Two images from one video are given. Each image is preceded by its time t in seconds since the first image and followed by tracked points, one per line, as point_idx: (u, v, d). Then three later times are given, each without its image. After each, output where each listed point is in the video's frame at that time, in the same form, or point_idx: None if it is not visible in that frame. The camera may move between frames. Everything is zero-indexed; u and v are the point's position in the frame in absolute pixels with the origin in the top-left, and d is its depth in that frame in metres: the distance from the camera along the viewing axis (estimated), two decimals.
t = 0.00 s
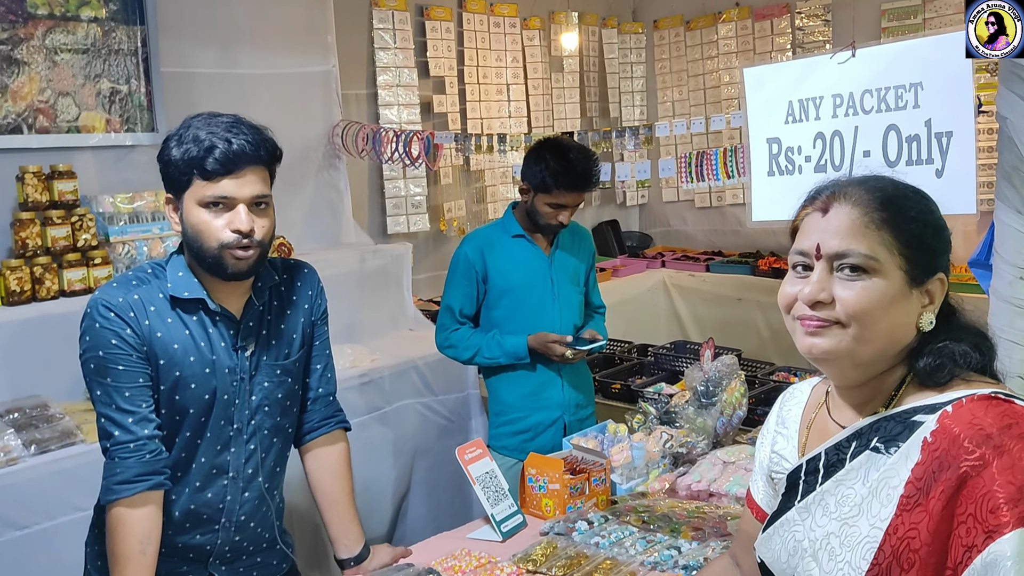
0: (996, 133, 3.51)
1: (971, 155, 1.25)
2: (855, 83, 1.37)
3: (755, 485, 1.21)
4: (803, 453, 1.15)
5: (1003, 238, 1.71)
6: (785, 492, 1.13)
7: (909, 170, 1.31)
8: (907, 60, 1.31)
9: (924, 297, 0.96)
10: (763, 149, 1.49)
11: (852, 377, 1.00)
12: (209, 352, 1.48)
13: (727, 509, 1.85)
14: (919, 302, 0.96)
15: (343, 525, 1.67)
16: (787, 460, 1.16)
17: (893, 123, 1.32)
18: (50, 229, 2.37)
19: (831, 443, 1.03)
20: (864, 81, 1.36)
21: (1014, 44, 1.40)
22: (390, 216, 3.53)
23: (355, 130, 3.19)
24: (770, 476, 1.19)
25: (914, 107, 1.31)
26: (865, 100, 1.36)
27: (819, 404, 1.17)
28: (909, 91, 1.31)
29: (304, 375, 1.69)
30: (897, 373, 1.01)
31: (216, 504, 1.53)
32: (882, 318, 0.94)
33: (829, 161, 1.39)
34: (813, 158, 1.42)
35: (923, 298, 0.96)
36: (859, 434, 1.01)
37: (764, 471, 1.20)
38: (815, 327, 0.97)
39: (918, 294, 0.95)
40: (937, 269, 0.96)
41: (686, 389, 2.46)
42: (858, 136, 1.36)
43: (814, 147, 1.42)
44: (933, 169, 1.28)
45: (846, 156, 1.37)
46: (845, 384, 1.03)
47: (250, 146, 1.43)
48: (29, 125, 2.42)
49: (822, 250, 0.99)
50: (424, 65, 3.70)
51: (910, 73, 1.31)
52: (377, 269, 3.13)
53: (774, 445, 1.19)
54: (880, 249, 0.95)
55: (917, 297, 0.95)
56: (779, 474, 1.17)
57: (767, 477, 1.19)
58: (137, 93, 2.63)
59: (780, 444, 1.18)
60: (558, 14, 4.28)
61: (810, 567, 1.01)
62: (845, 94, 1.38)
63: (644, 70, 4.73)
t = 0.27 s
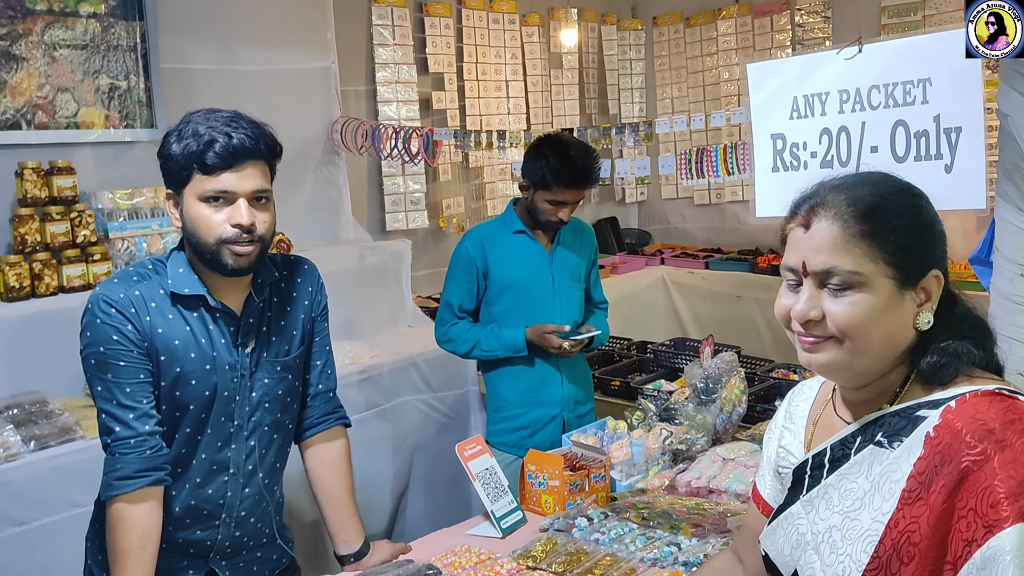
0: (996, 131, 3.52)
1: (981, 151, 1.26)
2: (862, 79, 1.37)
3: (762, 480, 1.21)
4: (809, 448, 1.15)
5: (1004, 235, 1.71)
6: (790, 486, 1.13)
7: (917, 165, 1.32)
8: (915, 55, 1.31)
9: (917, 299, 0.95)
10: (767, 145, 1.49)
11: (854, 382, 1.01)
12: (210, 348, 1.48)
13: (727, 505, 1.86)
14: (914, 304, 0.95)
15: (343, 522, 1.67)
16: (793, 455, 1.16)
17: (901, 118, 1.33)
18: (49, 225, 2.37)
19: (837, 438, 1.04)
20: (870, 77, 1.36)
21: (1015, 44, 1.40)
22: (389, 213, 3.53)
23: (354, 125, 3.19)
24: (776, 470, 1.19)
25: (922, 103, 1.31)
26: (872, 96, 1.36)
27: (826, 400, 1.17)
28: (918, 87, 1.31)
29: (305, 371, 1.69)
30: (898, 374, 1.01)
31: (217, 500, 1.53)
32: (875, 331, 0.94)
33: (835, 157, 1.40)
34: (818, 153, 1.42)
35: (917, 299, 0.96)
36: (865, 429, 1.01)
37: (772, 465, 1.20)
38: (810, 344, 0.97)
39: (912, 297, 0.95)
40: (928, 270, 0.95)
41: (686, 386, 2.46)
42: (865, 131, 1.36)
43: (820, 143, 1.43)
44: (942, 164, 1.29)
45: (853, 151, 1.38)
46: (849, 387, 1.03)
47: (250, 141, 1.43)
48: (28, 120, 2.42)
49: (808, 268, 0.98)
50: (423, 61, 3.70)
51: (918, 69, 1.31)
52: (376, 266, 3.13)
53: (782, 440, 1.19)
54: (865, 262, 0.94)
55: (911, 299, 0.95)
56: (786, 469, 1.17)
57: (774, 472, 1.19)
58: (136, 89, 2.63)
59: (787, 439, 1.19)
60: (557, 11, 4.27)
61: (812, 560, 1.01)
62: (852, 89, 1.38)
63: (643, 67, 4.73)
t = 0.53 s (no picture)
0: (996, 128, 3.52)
1: (993, 144, 1.25)
2: (871, 74, 1.36)
3: (760, 477, 1.21)
4: (806, 445, 1.15)
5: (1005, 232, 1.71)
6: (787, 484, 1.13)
7: (930, 160, 1.31)
8: (925, 50, 1.30)
9: (887, 296, 0.97)
10: (777, 141, 1.49)
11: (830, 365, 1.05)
12: (210, 344, 1.48)
13: (727, 502, 1.86)
14: (880, 299, 0.97)
15: (343, 518, 1.67)
16: (790, 452, 1.16)
17: (912, 113, 1.32)
18: (47, 221, 2.36)
19: (832, 436, 1.03)
20: (880, 72, 1.35)
21: (1019, 45, 1.25)
22: (388, 209, 3.52)
23: (353, 122, 3.19)
24: (773, 467, 1.19)
25: (934, 98, 1.30)
26: (882, 91, 1.35)
27: (824, 398, 1.17)
28: (928, 81, 1.30)
29: (304, 368, 1.69)
30: (880, 368, 1.03)
31: (215, 495, 1.53)
32: (835, 315, 0.99)
33: (846, 153, 1.39)
34: (828, 150, 1.42)
35: (887, 296, 0.97)
36: (859, 428, 1.01)
37: (769, 462, 1.20)
38: (786, 313, 1.04)
39: (878, 291, 0.97)
40: (903, 269, 0.96)
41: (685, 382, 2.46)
42: (875, 127, 1.36)
43: (830, 139, 1.42)
44: (955, 159, 1.29)
45: (864, 147, 1.37)
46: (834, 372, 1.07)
47: (258, 136, 1.42)
48: (27, 116, 2.41)
49: (795, 243, 1.05)
50: (422, 57, 3.69)
51: (928, 64, 1.30)
52: (375, 262, 3.12)
53: (779, 437, 1.19)
54: (834, 243, 0.99)
55: (877, 294, 0.97)
56: (783, 466, 1.17)
57: (771, 469, 1.19)
58: (135, 85, 2.62)
59: (785, 436, 1.19)
60: (556, 7, 4.27)
61: (808, 559, 1.01)
62: (861, 85, 1.37)
63: (643, 63, 4.72)
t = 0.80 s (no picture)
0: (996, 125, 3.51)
1: (1002, 139, 1.27)
2: (879, 70, 1.36)
3: (759, 473, 1.21)
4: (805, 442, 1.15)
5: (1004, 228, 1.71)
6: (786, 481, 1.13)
7: (939, 155, 1.32)
8: (935, 45, 1.30)
9: (869, 304, 0.97)
10: (782, 139, 1.47)
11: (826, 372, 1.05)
12: (211, 341, 1.47)
13: (726, 499, 1.86)
14: (863, 309, 0.97)
15: (342, 514, 1.67)
16: (789, 449, 1.16)
17: (921, 109, 1.32)
18: (46, 217, 2.36)
19: (830, 434, 1.02)
20: (888, 67, 1.35)
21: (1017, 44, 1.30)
22: (386, 206, 3.51)
23: (352, 118, 3.20)
24: (773, 464, 1.19)
25: (942, 93, 1.31)
26: (890, 87, 1.35)
27: (825, 395, 1.16)
28: (936, 77, 1.31)
29: (303, 364, 1.69)
30: (874, 371, 1.03)
31: (212, 491, 1.52)
32: (819, 329, 0.99)
33: (853, 149, 1.39)
34: (835, 146, 1.41)
35: (869, 304, 0.97)
36: (857, 425, 1.00)
37: (769, 459, 1.20)
38: (777, 327, 1.04)
39: (860, 302, 0.96)
40: (879, 277, 0.96)
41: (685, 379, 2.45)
42: (883, 123, 1.36)
43: (837, 135, 1.41)
44: (964, 154, 1.30)
45: (872, 144, 1.37)
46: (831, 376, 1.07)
47: (265, 137, 1.42)
48: (24, 112, 2.40)
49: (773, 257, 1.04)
50: (422, 54, 3.68)
51: (937, 59, 1.30)
52: (374, 259, 3.12)
53: (779, 433, 1.19)
54: (807, 259, 0.99)
55: (858, 305, 0.97)
56: (782, 463, 1.17)
57: (771, 465, 1.19)
58: (133, 81, 2.61)
59: (784, 433, 1.18)
60: (556, 3, 4.26)
61: (805, 557, 1.01)
62: (869, 81, 1.37)
63: (642, 60, 4.72)
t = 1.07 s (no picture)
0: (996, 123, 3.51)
1: (1007, 136, 1.27)
2: (881, 67, 1.35)
3: (757, 472, 1.21)
4: (802, 441, 1.14)
5: (1004, 225, 1.72)
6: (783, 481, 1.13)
7: (943, 152, 1.32)
8: (937, 42, 1.30)
9: (876, 292, 0.96)
10: (784, 136, 1.47)
11: (822, 361, 1.04)
12: (209, 338, 1.47)
13: (726, 497, 1.85)
14: (870, 296, 0.96)
15: (341, 512, 1.66)
16: (786, 448, 1.16)
17: (924, 106, 1.32)
18: (45, 214, 2.36)
19: (827, 433, 1.02)
20: (891, 64, 1.34)
21: (1018, 46, 1.28)
22: (386, 203, 3.50)
23: (352, 115, 3.20)
24: (770, 463, 1.18)
25: (945, 90, 1.30)
26: (893, 83, 1.34)
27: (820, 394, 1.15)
28: (940, 74, 1.30)
29: (302, 361, 1.68)
30: (871, 366, 1.02)
31: (212, 488, 1.52)
32: (824, 311, 0.98)
33: (856, 147, 1.38)
34: (837, 144, 1.40)
35: (877, 292, 0.96)
36: (854, 425, 0.99)
37: (765, 458, 1.19)
38: (778, 308, 1.03)
39: (868, 288, 0.96)
40: (891, 265, 0.95)
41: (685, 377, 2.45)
42: (886, 120, 1.35)
43: (839, 132, 1.41)
44: (968, 151, 1.30)
45: (874, 141, 1.36)
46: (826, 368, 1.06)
47: (261, 128, 1.42)
48: (24, 109, 2.40)
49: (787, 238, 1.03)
50: (422, 51, 3.68)
51: (941, 56, 1.30)
52: (373, 257, 3.12)
53: (774, 433, 1.18)
54: (822, 238, 0.98)
55: (866, 291, 0.96)
56: (778, 463, 1.17)
57: (768, 464, 1.19)
58: (132, 77, 2.61)
59: (780, 432, 1.18)
60: (556, 1, 4.25)
61: (804, 558, 1.00)
62: (871, 77, 1.36)
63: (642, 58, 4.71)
